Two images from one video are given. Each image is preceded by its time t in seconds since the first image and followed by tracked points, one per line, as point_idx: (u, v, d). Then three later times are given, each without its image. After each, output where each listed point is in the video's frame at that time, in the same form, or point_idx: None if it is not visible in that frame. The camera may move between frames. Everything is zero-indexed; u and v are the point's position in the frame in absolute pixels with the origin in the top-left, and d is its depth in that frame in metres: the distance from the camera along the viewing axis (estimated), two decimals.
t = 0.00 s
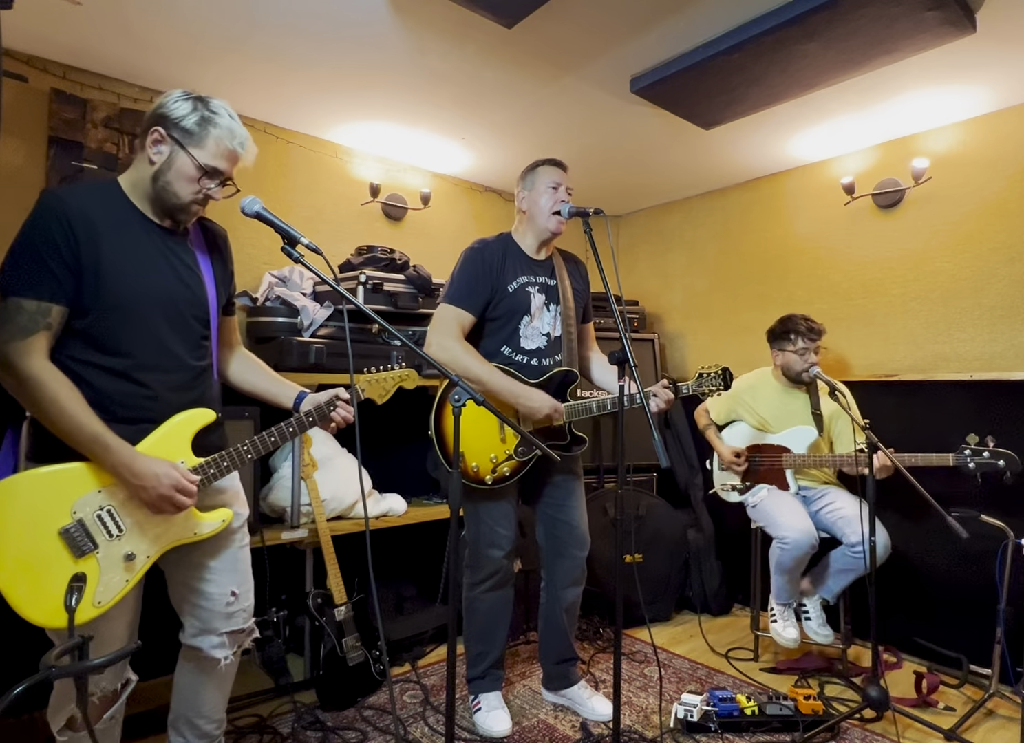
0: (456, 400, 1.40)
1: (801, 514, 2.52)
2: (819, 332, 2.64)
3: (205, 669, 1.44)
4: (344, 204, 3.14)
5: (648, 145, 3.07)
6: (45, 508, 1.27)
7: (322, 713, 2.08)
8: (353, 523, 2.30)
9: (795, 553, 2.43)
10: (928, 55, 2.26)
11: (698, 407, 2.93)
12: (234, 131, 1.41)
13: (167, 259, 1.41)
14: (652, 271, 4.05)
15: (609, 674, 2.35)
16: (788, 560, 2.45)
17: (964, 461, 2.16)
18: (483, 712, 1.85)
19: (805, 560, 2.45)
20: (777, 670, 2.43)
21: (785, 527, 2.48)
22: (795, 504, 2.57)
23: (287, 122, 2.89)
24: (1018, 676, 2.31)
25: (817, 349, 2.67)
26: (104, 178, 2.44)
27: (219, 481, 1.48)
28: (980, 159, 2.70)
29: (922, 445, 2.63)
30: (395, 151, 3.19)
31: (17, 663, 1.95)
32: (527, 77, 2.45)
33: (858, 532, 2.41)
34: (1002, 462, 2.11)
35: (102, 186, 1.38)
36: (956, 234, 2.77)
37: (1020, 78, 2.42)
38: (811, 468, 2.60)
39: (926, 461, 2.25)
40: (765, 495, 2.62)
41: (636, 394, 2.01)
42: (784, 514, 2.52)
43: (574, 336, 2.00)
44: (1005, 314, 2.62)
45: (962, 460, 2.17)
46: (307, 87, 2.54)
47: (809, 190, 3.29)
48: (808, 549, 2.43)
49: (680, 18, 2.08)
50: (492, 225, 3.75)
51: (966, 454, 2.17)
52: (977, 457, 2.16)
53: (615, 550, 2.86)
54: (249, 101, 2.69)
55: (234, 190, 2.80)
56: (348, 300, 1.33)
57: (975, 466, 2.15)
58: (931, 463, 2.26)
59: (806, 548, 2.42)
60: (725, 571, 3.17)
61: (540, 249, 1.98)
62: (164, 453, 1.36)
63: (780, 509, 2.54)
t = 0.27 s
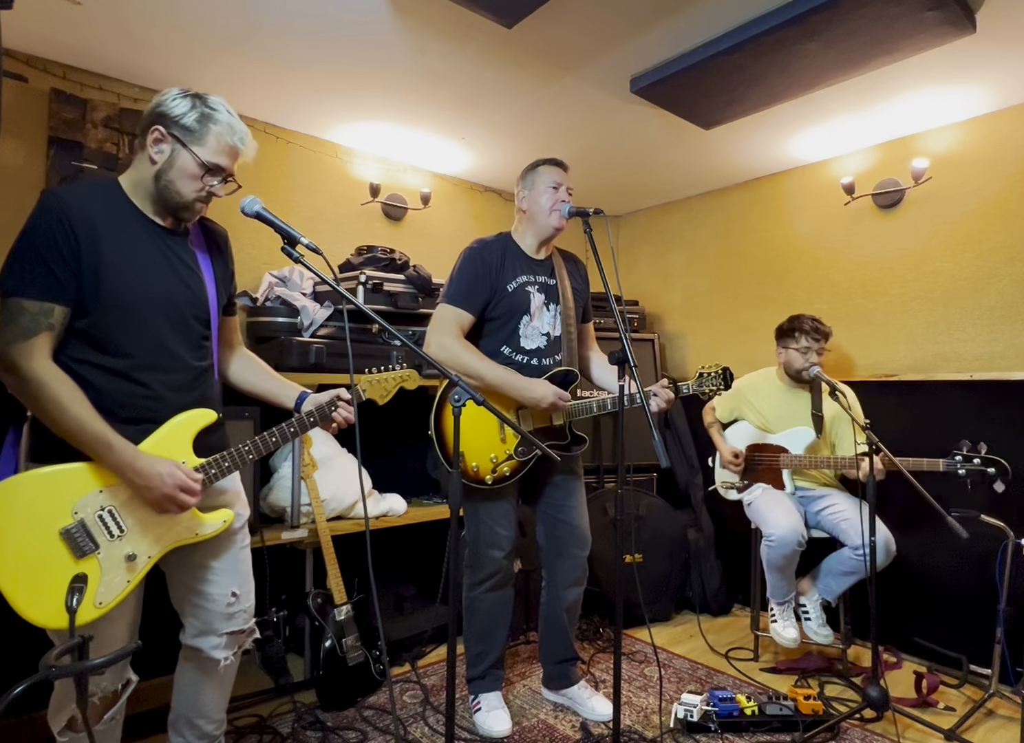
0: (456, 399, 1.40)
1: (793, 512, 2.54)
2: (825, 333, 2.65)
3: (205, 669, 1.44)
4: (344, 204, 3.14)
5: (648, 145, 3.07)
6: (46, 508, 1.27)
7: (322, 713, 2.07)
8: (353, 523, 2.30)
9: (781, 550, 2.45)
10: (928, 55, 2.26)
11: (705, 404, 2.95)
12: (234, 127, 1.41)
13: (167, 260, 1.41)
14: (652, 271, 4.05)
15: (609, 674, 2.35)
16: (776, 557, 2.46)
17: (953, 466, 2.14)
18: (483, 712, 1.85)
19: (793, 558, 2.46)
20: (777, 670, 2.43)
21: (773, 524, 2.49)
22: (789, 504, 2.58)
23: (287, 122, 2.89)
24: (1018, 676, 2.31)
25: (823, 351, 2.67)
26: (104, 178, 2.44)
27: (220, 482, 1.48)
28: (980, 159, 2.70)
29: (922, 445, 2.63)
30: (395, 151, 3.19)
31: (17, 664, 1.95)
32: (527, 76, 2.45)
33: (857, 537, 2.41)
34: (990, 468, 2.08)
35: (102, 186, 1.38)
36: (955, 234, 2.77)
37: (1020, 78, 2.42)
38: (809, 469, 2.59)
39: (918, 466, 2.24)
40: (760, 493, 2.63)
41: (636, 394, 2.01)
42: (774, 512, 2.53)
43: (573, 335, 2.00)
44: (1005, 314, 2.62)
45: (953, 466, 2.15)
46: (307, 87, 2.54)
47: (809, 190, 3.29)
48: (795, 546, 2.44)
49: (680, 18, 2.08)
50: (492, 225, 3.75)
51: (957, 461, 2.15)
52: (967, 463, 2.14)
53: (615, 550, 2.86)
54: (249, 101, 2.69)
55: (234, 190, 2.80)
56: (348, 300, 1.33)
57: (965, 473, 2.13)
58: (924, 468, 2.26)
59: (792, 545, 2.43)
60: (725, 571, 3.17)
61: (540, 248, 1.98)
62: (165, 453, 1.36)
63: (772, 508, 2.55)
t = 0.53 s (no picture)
0: (455, 400, 1.40)
1: (792, 512, 2.53)
2: (825, 332, 2.64)
3: (201, 671, 1.44)
4: (344, 204, 3.14)
5: (648, 145, 3.07)
6: (46, 509, 1.27)
7: (322, 713, 2.08)
8: (353, 523, 2.30)
9: (781, 550, 2.45)
10: (928, 55, 2.26)
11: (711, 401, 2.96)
12: (232, 128, 1.41)
13: (167, 260, 1.41)
14: (652, 271, 4.05)
15: (609, 674, 2.35)
16: (776, 557, 2.46)
17: (954, 469, 2.14)
18: (483, 712, 1.85)
19: (793, 558, 2.46)
20: (777, 670, 2.43)
21: (772, 524, 2.49)
22: (789, 503, 2.57)
23: (287, 122, 2.89)
24: (1018, 676, 2.31)
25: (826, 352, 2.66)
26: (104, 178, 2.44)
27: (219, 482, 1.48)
28: (980, 159, 2.70)
29: (922, 445, 2.63)
30: (395, 151, 3.19)
31: (17, 663, 1.95)
32: (527, 76, 2.45)
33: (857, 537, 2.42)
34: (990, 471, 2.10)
35: (103, 187, 1.38)
36: (956, 234, 2.77)
37: (1020, 78, 2.42)
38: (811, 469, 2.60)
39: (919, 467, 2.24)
40: (761, 492, 2.64)
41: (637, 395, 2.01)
42: (774, 512, 2.53)
43: (574, 336, 2.00)
44: (1005, 314, 2.62)
45: (954, 468, 2.16)
46: (307, 87, 2.54)
47: (809, 190, 3.29)
48: (795, 545, 2.44)
49: (680, 18, 2.08)
50: (492, 225, 3.75)
51: (957, 463, 2.16)
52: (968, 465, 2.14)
53: (615, 550, 2.86)
54: (249, 101, 2.69)
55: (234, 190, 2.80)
56: (348, 300, 1.33)
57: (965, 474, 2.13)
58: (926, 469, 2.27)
59: (792, 544, 2.43)
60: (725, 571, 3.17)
61: (540, 249, 1.98)
62: (164, 453, 1.36)
63: (772, 507, 2.55)
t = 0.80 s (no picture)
0: (456, 400, 1.40)
1: (792, 513, 2.54)
2: (826, 333, 2.65)
3: (201, 672, 1.44)
4: (344, 204, 3.14)
5: (648, 145, 3.07)
6: (46, 509, 1.27)
7: (322, 713, 2.08)
8: (353, 523, 2.30)
9: (780, 551, 2.44)
10: (928, 55, 2.26)
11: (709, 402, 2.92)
12: (229, 127, 1.40)
13: (167, 260, 1.41)
14: (652, 271, 4.06)
15: (609, 674, 2.35)
16: (775, 557, 2.46)
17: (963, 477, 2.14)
18: (483, 712, 1.85)
19: (792, 559, 2.46)
20: (777, 670, 2.43)
21: (771, 524, 2.49)
22: (789, 504, 2.58)
23: (287, 122, 2.89)
24: (1018, 676, 2.31)
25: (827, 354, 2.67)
26: (104, 178, 2.44)
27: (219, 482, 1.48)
28: (980, 159, 2.70)
29: (922, 445, 2.63)
30: (395, 151, 3.19)
31: (17, 663, 1.95)
32: (527, 76, 2.45)
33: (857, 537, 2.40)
34: (1002, 479, 2.08)
35: (101, 187, 1.38)
36: (955, 234, 2.77)
37: (1020, 78, 2.42)
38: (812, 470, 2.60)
39: (927, 472, 2.25)
40: (762, 492, 2.64)
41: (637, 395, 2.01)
42: (773, 512, 2.53)
43: (574, 336, 2.00)
44: (1005, 314, 2.62)
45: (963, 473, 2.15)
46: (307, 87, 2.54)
47: (809, 190, 3.29)
48: (794, 546, 2.44)
49: (680, 18, 2.08)
50: (492, 225, 3.75)
51: (967, 469, 2.15)
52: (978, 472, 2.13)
53: (615, 550, 2.86)
54: (249, 102, 2.69)
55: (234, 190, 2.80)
56: (348, 301, 1.33)
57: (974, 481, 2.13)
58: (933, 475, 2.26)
59: (790, 545, 2.43)
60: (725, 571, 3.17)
61: (540, 249, 1.98)
62: (165, 453, 1.37)
63: (771, 508, 2.56)
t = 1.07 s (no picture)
0: (456, 400, 1.40)
1: (789, 513, 2.53)
2: (826, 333, 2.65)
3: (201, 672, 1.44)
4: (344, 204, 3.14)
5: (648, 145, 3.07)
6: (45, 509, 1.27)
7: (322, 713, 2.08)
8: (353, 523, 2.30)
9: (774, 551, 2.45)
10: (928, 55, 2.26)
11: (708, 402, 2.91)
12: (230, 129, 1.41)
13: (165, 259, 1.41)
14: (652, 271, 4.06)
15: (609, 674, 2.35)
16: (769, 557, 2.46)
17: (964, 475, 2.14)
18: (483, 712, 1.85)
19: (786, 560, 2.46)
20: (777, 670, 2.43)
21: (764, 525, 2.50)
22: (785, 505, 2.58)
23: (287, 122, 2.89)
24: (1018, 676, 2.31)
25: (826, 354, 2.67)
26: (104, 177, 2.44)
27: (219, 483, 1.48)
28: (980, 159, 2.70)
29: (922, 445, 2.63)
30: (395, 151, 3.19)
31: (17, 663, 1.95)
32: (527, 76, 2.45)
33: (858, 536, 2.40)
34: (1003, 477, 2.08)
35: (100, 185, 1.38)
36: (956, 234, 2.77)
37: (1020, 78, 2.42)
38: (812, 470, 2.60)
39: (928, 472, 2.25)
40: (761, 493, 2.65)
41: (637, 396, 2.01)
42: (767, 513, 2.54)
43: (574, 336, 2.00)
44: (1005, 314, 2.62)
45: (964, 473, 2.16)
46: (307, 87, 2.54)
47: (809, 190, 3.29)
48: (787, 546, 2.44)
49: (680, 18, 2.08)
50: (492, 225, 3.75)
51: (967, 468, 2.16)
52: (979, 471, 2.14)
53: (615, 550, 2.86)
54: (249, 102, 2.69)
55: (234, 190, 2.80)
56: (348, 301, 1.33)
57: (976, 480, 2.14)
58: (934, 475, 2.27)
59: (784, 545, 2.43)
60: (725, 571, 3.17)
61: (540, 249, 1.98)
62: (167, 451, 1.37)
63: (764, 509, 2.56)
